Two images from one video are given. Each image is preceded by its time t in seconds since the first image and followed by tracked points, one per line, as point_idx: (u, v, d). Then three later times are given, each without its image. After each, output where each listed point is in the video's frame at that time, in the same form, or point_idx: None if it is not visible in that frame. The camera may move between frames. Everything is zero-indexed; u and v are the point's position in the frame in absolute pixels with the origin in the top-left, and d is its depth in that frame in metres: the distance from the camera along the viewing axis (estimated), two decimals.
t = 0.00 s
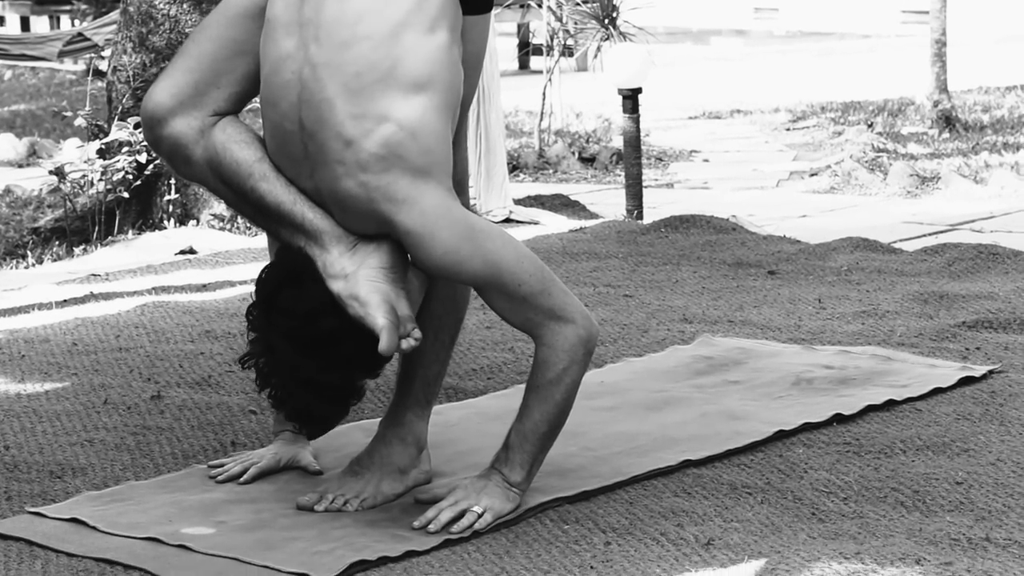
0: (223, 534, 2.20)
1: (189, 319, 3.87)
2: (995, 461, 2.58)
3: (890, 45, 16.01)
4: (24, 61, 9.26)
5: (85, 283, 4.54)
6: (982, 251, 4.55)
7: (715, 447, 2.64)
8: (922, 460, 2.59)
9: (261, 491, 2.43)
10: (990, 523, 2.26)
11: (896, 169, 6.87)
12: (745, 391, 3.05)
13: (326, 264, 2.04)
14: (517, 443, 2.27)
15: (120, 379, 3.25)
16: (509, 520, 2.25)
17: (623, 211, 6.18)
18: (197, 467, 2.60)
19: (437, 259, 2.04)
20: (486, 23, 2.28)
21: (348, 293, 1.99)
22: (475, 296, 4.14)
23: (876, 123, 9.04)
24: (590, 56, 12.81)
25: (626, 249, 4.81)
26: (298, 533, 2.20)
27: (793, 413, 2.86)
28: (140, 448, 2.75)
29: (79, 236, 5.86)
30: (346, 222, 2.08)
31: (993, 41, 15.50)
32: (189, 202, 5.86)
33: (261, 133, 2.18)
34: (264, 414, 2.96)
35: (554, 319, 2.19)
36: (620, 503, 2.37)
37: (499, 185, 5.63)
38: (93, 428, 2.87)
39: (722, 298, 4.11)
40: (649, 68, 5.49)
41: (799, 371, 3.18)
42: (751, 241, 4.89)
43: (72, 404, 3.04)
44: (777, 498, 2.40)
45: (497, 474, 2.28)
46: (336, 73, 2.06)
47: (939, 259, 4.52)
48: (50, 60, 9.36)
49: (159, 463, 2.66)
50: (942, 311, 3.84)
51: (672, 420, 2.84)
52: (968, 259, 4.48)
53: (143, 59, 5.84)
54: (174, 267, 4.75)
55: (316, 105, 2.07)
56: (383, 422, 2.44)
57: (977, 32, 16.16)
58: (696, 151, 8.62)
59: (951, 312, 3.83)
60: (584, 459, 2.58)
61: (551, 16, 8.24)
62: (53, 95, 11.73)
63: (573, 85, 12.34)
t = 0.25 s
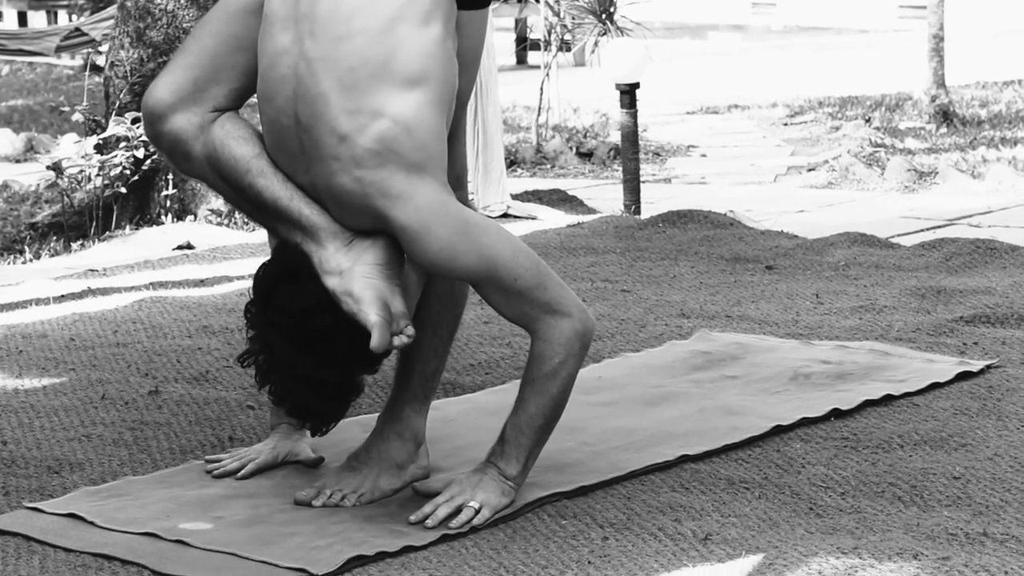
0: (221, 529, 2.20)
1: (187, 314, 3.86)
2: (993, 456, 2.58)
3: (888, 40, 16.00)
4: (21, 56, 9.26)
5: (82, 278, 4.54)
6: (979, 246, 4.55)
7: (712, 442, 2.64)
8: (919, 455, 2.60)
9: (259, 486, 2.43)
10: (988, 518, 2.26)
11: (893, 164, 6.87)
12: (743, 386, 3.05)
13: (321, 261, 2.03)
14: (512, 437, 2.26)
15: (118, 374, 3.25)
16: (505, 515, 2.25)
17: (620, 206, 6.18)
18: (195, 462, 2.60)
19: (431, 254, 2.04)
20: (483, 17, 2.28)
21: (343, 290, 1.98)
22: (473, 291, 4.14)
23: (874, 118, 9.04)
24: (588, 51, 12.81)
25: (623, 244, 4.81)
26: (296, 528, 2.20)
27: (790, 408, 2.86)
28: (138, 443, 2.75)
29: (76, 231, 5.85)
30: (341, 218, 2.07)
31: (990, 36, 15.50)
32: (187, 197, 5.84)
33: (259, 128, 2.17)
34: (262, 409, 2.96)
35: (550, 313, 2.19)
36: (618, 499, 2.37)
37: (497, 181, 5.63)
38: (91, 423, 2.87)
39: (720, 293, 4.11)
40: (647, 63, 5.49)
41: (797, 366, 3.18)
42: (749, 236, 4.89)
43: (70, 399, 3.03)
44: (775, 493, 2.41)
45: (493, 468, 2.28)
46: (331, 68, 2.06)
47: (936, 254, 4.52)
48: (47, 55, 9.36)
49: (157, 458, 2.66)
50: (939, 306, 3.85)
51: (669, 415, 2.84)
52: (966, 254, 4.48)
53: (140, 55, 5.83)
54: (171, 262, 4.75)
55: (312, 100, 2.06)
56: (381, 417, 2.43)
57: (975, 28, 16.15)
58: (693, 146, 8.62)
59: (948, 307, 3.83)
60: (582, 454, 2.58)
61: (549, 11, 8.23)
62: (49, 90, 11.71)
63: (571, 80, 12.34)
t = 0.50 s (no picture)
0: (219, 527, 2.20)
1: (185, 312, 3.86)
2: (991, 454, 2.58)
3: (886, 38, 16.00)
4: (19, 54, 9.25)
5: (80, 277, 4.54)
6: (977, 244, 4.55)
7: (710, 441, 2.64)
8: (917, 453, 2.60)
9: (257, 484, 2.43)
10: (986, 516, 2.27)
11: (892, 162, 6.87)
12: (741, 384, 3.05)
13: (315, 256, 2.02)
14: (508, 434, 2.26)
15: (116, 373, 3.25)
16: (504, 513, 2.25)
17: (618, 205, 6.18)
18: (193, 461, 2.59)
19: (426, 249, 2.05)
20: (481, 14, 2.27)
21: (336, 285, 1.97)
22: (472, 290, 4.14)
23: (872, 117, 9.04)
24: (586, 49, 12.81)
25: (621, 242, 4.81)
26: (293, 527, 2.20)
27: (788, 406, 2.86)
28: (136, 441, 2.74)
29: (74, 230, 5.87)
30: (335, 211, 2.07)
31: (989, 34, 15.50)
32: (185, 196, 5.84)
33: (257, 124, 2.15)
34: (260, 407, 2.96)
35: (544, 309, 2.19)
36: (616, 497, 2.37)
37: (495, 179, 5.62)
38: (89, 421, 2.87)
39: (718, 291, 4.10)
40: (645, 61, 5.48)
41: (795, 365, 3.19)
42: (747, 235, 4.89)
43: (68, 398, 3.03)
44: (773, 491, 2.41)
45: (488, 466, 2.27)
46: (327, 63, 2.06)
47: (935, 253, 4.52)
48: (45, 53, 9.35)
49: (155, 457, 2.66)
50: (937, 305, 3.85)
51: (667, 413, 2.84)
52: (964, 253, 4.48)
53: (138, 53, 5.83)
54: (170, 261, 4.75)
55: (308, 95, 2.06)
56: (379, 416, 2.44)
57: (973, 26, 16.15)
58: (692, 144, 8.62)
59: (946, 305, 3.83)
60: (580, 453, 2.58)
61: (547, 9, 8.23)
62: (47, 89, 11.70)
63: (569, 78, 12.33)
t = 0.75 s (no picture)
0: (217, 528, 2.20)
1: (183, 313, 3.86)
2: (988, 454, 2.58)
3: (883, 38, 16.00)
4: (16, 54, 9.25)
5: (78, 277, 4.53)
6: (975, 244, 4.56)
7: (708, 441, 2.64)
8: (915, 453, 2.60)
9: (255, 485, 2.43)
10: (984, 516, 2.27)
11: (889, 162, 6.87)
12: (739, 384, 3.06)
13: (299, 240, 2.01)
14: (504, 438, 2.26)
15: (114, 373, 3.25)
16: (501, 514, 2.25)
17: (616, 205, 6.18)
18: (191, 461, 2.59)
19: (415, 233, 2.04)
20: (481, 15, 2.28)
21: (317, 267, 1.97)
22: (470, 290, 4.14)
23: (870, 117, 9.05)
24: (584, 49, 12.81)
25: (619, 242, 4.81)
26: (292, 527, 2.20)
27: (786, 406, 2.86)
28: (134, 442, 2.74)
29: (72, 229, 5.89)
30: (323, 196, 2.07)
31: (987, 35, 15.52)
32: (183, 196, 5.79)
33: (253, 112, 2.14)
34: (258, 408, 2.96)
35: (525, 306, 2.19)
36: (614, 497, 2.37)
37: (493, 179, 5.62)
38: (87, 422, 2.86)
39: (716, 291, 4.11)
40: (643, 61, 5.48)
41: (793, 365, 3.19)
42: (745, 235, 4.89)
43: (66, 398, 3.03)
44: (771, 491, 2.41)
45: (486, 469, 2.28)
46: (324, 45, 2.07)
47: (932, 253, 4.52)
48: (43, 54, 9.36)
49: (153, 457, 2.66)
50: (935, 305, 3.85)
51: (665, 413, 2.84)
52: (962, 253, 4.48)
53: (136, 53, 5.83)
54: (168, 261, 4.75)
55: (302, 78, 2.07)
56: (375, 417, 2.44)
57: (970, 26, 16.16)
58: (690, 145, 8.62)
59: (944, 305, 3.83)
60: (578, 453, 2.58)
61: (545, 10, 8.23)
62: (45, 89, 11.69)
63: (566, 79, 12.34)
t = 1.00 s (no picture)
0: (215, 529, 2.20)
1: (182, 313, 3.86)
2: (987, 454, 2.58)
3: (881, 38, 16.01)
4: (15, 54, 9.25)
5: (76, 278, 4.53)
6: (974, 245, 4.56)
7: (707, 441, 2.64)
8: (914, 454, 2.60)
9: (254, 485, 2.43)
10: (982, 517, 2.27)
11: (888, 163, 6.88)
12: (737, 384, 3.06)
13: (281, 222, 1.99)
14: (500, 442, 2.25)
15: (112, 374, 3.24)
16: (500, 515, 2.24)
17: (614, 205, 6.18)
18: (189, 462, 2.59)
19: (407, 219, 2.04)
20: (482, 23, 2.29)
21: (296, 247, 1.94)
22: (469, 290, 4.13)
23: (868, 117, 9.05)
24: (583, 50, 12.81)
25: (618, 243, 4.81)
26: (290, 528, 2.19)
27: (785, 407, 2.86)
28: (133, 443, 2.74)
29: (71, 230, 5.89)
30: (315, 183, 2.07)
31: (985, 35, 15.53)
32: (181, 196, 5.78)
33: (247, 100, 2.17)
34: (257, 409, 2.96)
35: (506, 304, 2.17)
36: (613, 498, 2.37)
37: (492, 179, 5.63)
38: (86, 422, 2.86)
39: (715, 292, 4.11)
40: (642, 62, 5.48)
41: (791, 365, 3.19)
42: (744, 235, 4.89)
43: (64, 398, 3.03)
44: (769, 492, 2.41)
45: (485, 472, 2.28)
46: (322, 32, 2.09)
47: (931, 253, 4.52)
48: (42, 54, 9.37)
49: (151, 458, 2.66)
50: (934, 306, 3.85)
51: (664, 414, 2.84)
52: (960, 253, 4.48)
53: (134, 54, 5.83)
54: (166, 262, 4.74)
55: (298, 63, 2.08)
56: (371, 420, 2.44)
57: (969, 27, 16.17)
58: (688, 145, 8.62)
59: (943, 306, 3.83)
60: (576, 453, 2.58)
61: (543, 10, 8.23)
62: (44, 90, 11.69)
63: (565, 79, 12.34)
